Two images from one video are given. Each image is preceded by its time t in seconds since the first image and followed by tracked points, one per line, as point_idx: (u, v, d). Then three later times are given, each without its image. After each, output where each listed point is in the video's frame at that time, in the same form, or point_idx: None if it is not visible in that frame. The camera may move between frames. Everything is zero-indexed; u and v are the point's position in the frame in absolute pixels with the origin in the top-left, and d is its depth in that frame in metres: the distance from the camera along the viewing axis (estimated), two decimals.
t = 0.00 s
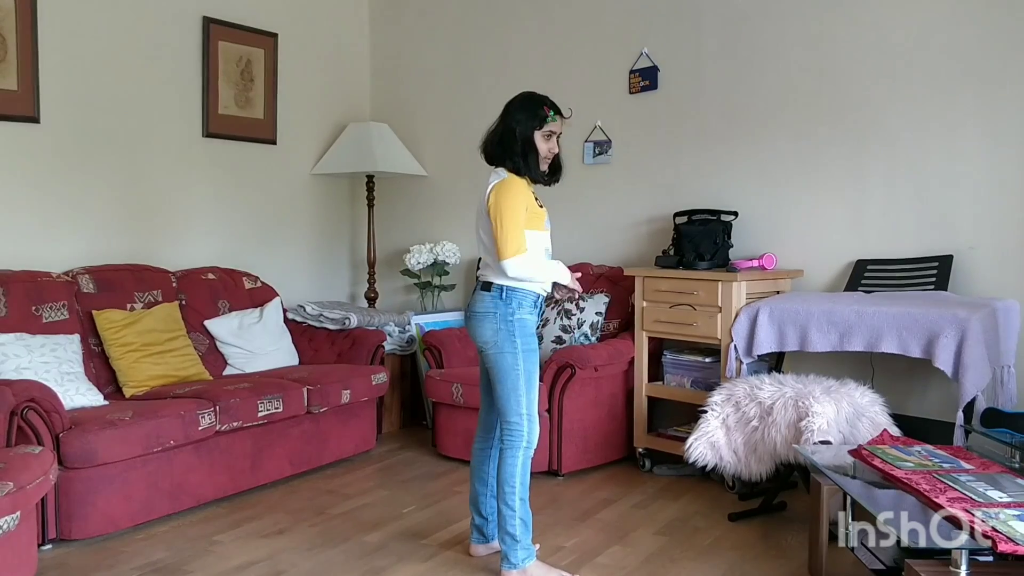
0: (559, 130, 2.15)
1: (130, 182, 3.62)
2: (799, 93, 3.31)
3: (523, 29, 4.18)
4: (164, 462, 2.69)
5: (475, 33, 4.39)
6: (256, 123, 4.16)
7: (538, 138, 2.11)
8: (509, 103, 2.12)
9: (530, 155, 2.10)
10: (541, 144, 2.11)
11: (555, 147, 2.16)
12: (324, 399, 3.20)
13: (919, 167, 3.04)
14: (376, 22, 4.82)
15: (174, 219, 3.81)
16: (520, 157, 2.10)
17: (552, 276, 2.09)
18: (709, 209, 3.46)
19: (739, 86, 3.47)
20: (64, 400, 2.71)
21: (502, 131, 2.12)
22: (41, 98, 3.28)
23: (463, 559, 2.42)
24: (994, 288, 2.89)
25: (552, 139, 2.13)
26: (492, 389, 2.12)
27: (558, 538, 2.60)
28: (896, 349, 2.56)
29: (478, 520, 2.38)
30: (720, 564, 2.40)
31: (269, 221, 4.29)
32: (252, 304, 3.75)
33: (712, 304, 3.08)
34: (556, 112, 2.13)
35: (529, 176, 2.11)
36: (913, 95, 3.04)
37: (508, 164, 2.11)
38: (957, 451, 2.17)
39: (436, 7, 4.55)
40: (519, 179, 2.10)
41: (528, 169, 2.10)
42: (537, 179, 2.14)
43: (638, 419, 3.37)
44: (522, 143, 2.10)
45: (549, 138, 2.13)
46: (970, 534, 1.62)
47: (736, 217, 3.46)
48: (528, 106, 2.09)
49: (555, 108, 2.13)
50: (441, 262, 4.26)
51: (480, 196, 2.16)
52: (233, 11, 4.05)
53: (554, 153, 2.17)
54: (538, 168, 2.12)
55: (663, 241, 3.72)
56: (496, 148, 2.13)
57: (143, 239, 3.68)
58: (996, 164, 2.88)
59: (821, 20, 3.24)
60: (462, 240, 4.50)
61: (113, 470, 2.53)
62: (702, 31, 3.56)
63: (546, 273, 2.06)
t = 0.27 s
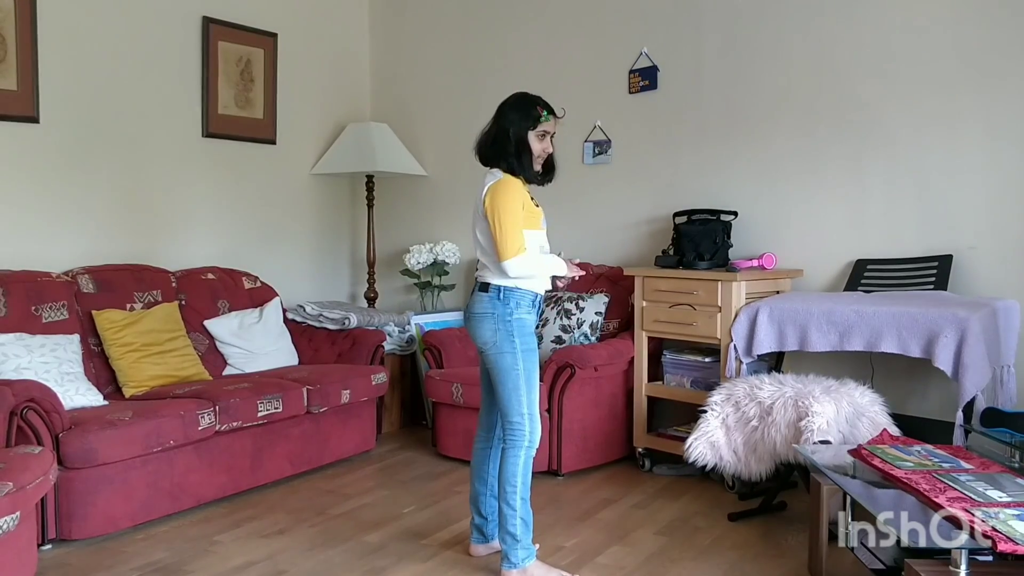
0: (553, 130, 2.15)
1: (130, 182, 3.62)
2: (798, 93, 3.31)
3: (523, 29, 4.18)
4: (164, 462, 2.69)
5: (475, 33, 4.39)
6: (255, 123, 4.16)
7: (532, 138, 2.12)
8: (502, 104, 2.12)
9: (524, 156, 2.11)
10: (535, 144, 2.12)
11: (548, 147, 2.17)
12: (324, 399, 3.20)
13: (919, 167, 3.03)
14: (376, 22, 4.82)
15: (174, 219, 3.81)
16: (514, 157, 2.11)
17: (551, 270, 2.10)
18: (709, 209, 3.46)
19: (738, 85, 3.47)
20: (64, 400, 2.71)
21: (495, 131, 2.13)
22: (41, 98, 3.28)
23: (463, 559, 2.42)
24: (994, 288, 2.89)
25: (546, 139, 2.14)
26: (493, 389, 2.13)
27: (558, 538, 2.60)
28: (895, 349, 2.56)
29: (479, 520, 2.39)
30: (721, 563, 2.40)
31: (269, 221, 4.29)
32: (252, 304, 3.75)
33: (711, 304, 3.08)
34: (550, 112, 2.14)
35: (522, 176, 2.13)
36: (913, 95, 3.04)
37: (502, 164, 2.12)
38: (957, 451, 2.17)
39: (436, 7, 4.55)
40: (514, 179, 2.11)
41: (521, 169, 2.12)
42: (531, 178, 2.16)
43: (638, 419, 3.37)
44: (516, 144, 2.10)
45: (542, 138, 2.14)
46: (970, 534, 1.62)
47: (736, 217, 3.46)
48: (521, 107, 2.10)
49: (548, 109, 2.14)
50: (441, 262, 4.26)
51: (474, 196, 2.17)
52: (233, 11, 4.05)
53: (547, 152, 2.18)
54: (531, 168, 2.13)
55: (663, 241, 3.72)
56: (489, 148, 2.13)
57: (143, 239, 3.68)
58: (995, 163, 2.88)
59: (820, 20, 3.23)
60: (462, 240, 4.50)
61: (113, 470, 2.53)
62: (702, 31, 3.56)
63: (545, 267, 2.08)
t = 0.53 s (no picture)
0: (551, 130, 2.16)
1: (129, 182, 3.62)
2: (798, 93, 3.31)
3: (522, 29, 4.18)
4: (164, 462, 2.69)
5: (474, 33, 4.38)
6: (255, 123, 4.16)
7: (529, 138, 2.12)
8: (500, 104, 2.12)
9: (522, 155, 2.11)
10: (532, 144, 2.13)
11: (546, 147, 2.17)
12: (323, 399, 3.20)
13: (919, 167, 3.03)
14: (376, 21, 4.82)
15: (174, 219, 3.81)
16: (512, 157, 2.11)
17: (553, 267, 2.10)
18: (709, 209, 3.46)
19: (738, 85, 3.47)
20: (64, 400, 2.71)
21: (492, 131, 2.13)
22: (40, 98, 3.28)
23: (463, 559, 2.42)
24: (994, 288, 2.89)
25: (543, 139, 2.15)
26: (492, 389, 2.13)
27: (558, 538, 2.60)
28: (895, 349, 2.56)
29: (478, 520, 2.38)
30: (720, 563, 2.40)
31: (269, 220, 4.29)
32: (251, 304, 3.75)
33: (711, 304, 3.08)
34: (546, 112, 2.14)
35: (520, 176, 2.13)
36: (913, 95, 3.04)
37: (500, 164, 2.11)
38: (956, 451, 2.17)
39: (436, 6, 4.55)
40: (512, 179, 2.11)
41: (518, 169, 2.12)
42: (529, 178, 2.16)
43: (638, 419, 3.37)
44: (513, 144, 2.10)
45: (540, 138, 2.14)
46: (970, 534, 1.62)
47: (736, 216, 3.46)
48: (518, 107, 2.10)
49: (545, 108, 2.14)
50: (440, 261, 4.25)
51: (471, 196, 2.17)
52: (233, 11, 4.05)
53: (545, 153, 2.18)
54: (529, 168, 2.13)
55: (663, 241, 3.72)
56: (487, 149, 2.13)
57: (142, 239, 3.68)
58: (995, 163, 2.88)
59: (820, 20, 3.24)
60: (462, 240, 4.50)
61: (112, 470, 2.53)
62: (701, 31, 3.56)
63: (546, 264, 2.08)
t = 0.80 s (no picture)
0: (549, 128, 2.16)
1: (128, 182, 3.62)
2: (797, 92, 3.31)
3: (522, 28, 4.18)
4: (163, 462, 2.69)
5: (474, 33, 4.38)
6: (254, 123, 4.16)
7: (530, 138, 2.12)
8: (498, 105, 2.12)
9: (523, 155, 2.11)
10: (533, 144, 2.13)
11: (546, 146, 2.17)
12: (323, 399, 3.20)
13: (919, 166, 3.03)
14: (375, 21, 4.82)
15: (173, 219, 3.81)
16: (513, 156, 2.11)
17: (556, 258, 2.11)
18: (708, 209, 3.46)
19: (737, 85, 3.47)
20: (63, 400, 2.71)
21: (491, 132, 2.13)
22: (39, 98, 3.28)
23: (462, 559, 2.42)
24: (993, 287, 2.89)
25: (543, 138, 2.15)
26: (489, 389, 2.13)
27: (557, 537, 2.60)
28: (895, 349, 2.56)
29: (479, 520, 2.38)
30: (719, 563, 2.40)
31: (268, 221, 4.29)
32: (251, 304, 3.75)
33: (710, 303, 3.08)
34: (544, 111, 2.14)
35: (520, 176, 2.13)
36: (912, 95, 3.04)
37: (501, 164, 2.11)
38: (956, 450, 2.17)
39: (435, 6, 4.55)
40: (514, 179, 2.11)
41: (520, 169, 2.12)
42: (530, 179, 2.16)
43: (637, 419, 3.37)
44: (515, 144, 2.10)
45: (540, 138, 2.14)
46: (969, 534, 1.62)
47: (735, 216, 3.46)
48: (516, 108, 2.10)
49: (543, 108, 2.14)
50: (440, 261, 4.25)
51: (471, 197, 2.17)
52: (232, 11, 4.05)
53: (545, 153, 2.18)
54: (529, 167, 2.13)
55: (662, 241, 3.72)
56: (487, 151, 2.13)
57: (142, 239, 3.69)
58: (994, 163, 2.88)
59: (820, 19, 3.23)
60: (461, 240, 4.50)
61: (111, 470, 2.53)
62: (701, 30, 3.56)
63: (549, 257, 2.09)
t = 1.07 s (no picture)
0: (547, 133, 2.18)
1: (128, 182, 3.62)
2: (797, 92, 3.31)
3: (522, 28, 4.18)
4: (164, 462, 2.69)
5: (473, 33, 4.38)
6: (254, 123, 4.16)
7: (528, 141, 2.13)
8: (497, 106, 2.13)
9: (523, 157, 2.12)
10: (532, 146, 2.14)
11: (543, 149, 2.18)
12: (323, 399, 3.20)
13: (919, 166, 3.03)
14: (375, 21, 4.82)
15: (173, 219, 3.81)
16: (512, 158, 2.11)
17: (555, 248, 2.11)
18: (708, 209, 3.46)
19: (737, 85, 3.47)
20: (63, 400, 2.71)
21: (491, 133, 2.12)
22: (39, 98, 3.28)
23: (463, 559, 2.42)
24: (993, 287, 2.89)
25: (541, 142, 2.16)
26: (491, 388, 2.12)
27: (558, 537, 2.60)
28: (895, 349, 2.56)
29: (479, 518, 2.39)
30: (720, 563, 2.40)
31: (268, 221, 4.29)
32: (251, 304, 3.75)
33: (710, 303, 3.09)
34: (542, 114, 2.15)
35: (518, 178, 2.13)
36: (911, 95, 3.04)
37: (500, 165, 2.11)
38: (956, 450, 2.17)
39: (435, 6, 4.55)
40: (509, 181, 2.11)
41: (518, 171, 2.12)
42: (528, 182, 2.17)
43: (637, 419, 3.37)
44: (515, 146, 2.11)
45: (537, 142, 2.16)
46: (969, 534, 1.62)
47: (735, 216, 3.46)
48: (517, 109, 2.11)
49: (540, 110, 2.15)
50: (440, 261, 4.25)
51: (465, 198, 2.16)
52: (232, 11, 4.05)
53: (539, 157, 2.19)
54: (528, 169, 2.14)
55: (662, 240, 3.72)
56: (486, 151, 2.12)
57: (142, 239, 3.69)
58: (994, 163, 2.88)
59: (820, 19, 3.23)
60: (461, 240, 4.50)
61: (112, 470, 2.53)
62: (700, 30, 3.56)
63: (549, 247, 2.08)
